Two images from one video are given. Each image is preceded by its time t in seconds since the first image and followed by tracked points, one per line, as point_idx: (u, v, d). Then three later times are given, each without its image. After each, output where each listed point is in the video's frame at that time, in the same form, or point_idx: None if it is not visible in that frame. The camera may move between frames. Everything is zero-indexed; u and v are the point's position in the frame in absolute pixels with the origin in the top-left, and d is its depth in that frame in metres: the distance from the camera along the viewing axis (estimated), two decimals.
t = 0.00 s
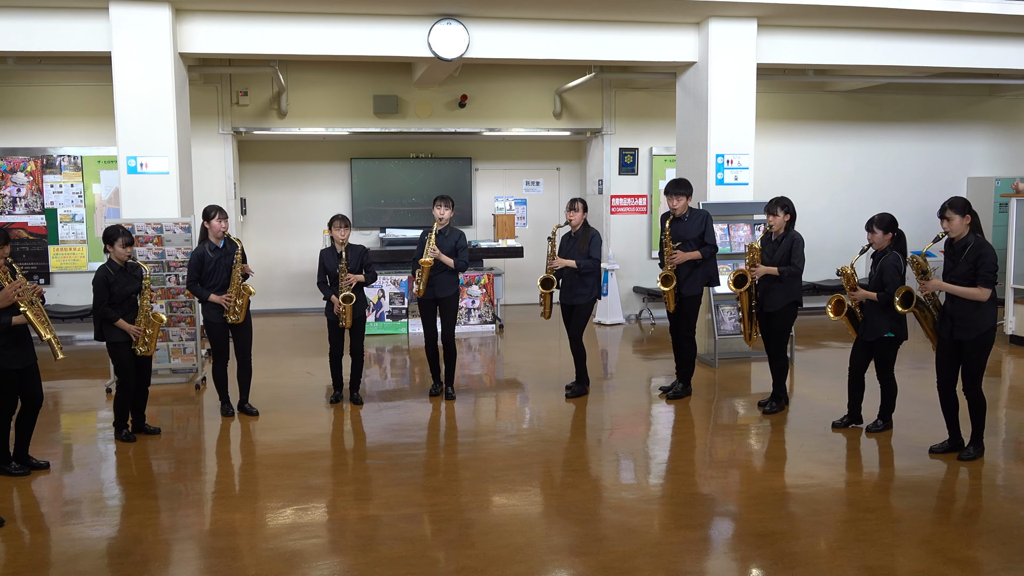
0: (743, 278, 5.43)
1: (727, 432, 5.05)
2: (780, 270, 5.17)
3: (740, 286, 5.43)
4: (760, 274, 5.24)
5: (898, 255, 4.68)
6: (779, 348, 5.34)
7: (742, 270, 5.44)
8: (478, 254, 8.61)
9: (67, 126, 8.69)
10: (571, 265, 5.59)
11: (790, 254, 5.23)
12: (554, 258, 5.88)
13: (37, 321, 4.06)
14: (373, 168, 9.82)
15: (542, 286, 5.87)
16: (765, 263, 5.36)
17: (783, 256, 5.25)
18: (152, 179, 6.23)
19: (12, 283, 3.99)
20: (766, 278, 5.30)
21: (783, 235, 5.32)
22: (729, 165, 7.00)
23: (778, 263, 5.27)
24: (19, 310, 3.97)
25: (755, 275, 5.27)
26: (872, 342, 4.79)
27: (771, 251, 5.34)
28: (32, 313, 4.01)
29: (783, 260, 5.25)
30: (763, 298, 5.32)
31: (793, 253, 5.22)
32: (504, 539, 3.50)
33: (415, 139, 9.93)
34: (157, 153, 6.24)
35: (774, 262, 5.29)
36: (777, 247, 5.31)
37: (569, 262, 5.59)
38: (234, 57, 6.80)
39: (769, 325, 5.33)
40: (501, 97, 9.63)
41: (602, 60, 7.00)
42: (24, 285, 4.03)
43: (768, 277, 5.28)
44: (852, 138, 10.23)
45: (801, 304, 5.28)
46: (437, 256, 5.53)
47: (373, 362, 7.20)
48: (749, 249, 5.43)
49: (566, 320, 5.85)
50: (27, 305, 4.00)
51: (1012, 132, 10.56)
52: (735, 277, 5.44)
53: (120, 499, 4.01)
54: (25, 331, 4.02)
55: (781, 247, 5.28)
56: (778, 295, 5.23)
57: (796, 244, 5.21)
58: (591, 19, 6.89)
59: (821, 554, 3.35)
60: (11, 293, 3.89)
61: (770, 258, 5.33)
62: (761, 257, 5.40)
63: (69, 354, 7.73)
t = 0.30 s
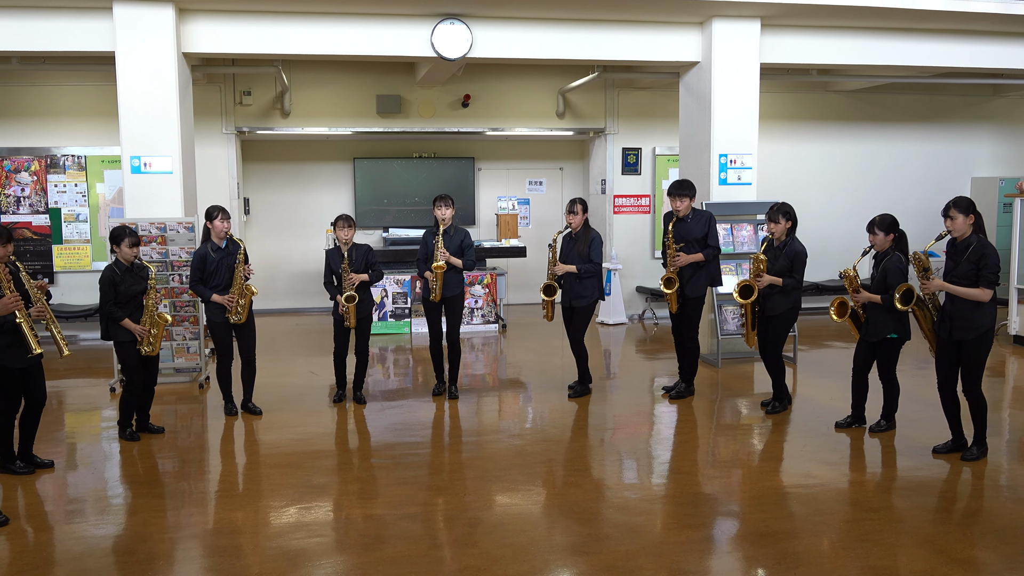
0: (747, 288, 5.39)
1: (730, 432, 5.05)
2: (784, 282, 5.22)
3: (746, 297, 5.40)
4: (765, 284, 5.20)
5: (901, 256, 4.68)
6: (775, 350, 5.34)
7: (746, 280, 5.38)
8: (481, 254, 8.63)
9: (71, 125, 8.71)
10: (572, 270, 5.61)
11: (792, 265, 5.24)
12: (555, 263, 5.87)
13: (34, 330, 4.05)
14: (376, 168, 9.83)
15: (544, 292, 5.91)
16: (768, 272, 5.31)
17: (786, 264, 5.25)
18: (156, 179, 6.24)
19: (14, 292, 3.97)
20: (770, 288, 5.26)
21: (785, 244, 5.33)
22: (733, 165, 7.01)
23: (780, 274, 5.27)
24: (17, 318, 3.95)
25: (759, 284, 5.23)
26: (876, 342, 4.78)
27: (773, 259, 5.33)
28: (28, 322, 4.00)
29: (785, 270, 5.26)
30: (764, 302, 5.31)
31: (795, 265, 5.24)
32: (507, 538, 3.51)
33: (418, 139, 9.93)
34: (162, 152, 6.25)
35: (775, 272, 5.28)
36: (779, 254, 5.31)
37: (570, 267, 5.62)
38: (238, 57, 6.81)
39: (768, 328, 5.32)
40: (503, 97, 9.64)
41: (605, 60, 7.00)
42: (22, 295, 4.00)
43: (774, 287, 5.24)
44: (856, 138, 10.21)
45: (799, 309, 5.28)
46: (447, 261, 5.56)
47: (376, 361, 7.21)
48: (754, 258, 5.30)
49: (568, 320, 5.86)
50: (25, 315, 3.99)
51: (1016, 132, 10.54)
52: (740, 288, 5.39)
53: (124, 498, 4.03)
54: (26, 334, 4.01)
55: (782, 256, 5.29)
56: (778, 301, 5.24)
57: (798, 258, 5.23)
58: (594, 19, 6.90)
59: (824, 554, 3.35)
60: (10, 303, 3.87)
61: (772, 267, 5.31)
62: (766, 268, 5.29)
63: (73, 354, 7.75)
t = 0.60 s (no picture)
0: (760, 295, 5.32)
1: (734, 431, 5.05)
2: (793, 283, 5.21)
3: (760, 304, 5.31)
4: (775, 288, 5.19)
5: (904, 254, 4.67)
6: (778, 350, 5.32)
7: (758, 288, 5.31)
8: (483, 254, 8.64)
9: (74, 125, 8.72)
10: (574, 273, 5.62)
11: (798, 267, 5.26)
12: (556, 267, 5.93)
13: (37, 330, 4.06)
14: (379, 168, 9.83)
15: (548, 299, 5.97)
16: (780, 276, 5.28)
17: (792, 265, 5.27)
18: (159, 179, 6.25)
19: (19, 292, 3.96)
20: (781, 291, 5.24)
21: (788, 246, 5.35)
22: (736, 165, 7.00)
23: (788, 274, 5.27)
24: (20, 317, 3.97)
25: (770, 289, 5.21)
26: (879, 341, 4.77)
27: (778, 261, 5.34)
28: (31, 322, 4.02)
29: (792, 271, 5.27)
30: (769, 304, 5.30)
31: (802, 266, 5.25)
32: (510, 538, 3.51)
33: (422, 138, 9.93)
34: (165, 153, 6.26)
35: (785, 275, 5.28)
36: (784, 253, 5.32)
37: (572, 271, 5.63)
38: (241, 57, 6.81)
39: (772, 330, 5.33)
40: (507, 96, 9.63)
41: (608, 59, 6.99)
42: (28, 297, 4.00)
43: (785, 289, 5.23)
44: (860, 136, 10.19)
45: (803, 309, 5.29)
46: (454, 263, 5.57)
47: (380, 361, 7.22)
48: (768, 265, 5.27)
49: (571, 321, 5.87)
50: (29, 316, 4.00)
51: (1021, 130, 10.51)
52: (753, 295, 5.33)
53: (129, 497, 4.04)
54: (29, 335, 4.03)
55: (787, 256, 5.30)
56: (783, 302, 5.23)
57: (803, 258, 5.24)
58: (597, 18, 6.89)
59: (828, 553, 3.35)
60: (14, 304, 3.84)
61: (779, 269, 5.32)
62: (778, 272, 5.26)
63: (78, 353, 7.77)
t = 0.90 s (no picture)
0: (768, 291, 5.22)
1: (738, 432, 5.04)
2: (801, 276, 5.18)
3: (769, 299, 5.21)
4: (783, 282, 5.17)
5: (907, 254, 4.66)
6: (785, 350, 5.31)
7: (766, 282, 5.20)
8: (487, 254, 8.64)
9: (79, 126, 8.73)
10: (578, 275, 5.62)
11: (804, 258, 5.23)
12: (559, 270, 5.85)
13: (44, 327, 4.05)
14: (383, 167, 9.83)
15: (553, 302, 5.96)
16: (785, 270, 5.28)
17: (798, 258, 5.25)
18: (163, 179, 6.26)
19: (27, 289, 3.96)
20: (789, 285, 5.23)
21: (791, 239, 5.33)
22: (740, 164, 6.98)
23: (794, 266, 5.26)
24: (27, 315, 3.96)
25: (776, 284, 5.21)
26: (883, 341, 4.76)
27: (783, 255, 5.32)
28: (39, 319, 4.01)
29: (797, 261, 5.25)
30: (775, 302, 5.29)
31: (807, 256, 5.22)
32: (514, 538, 3.51)
33: (425, 138, 9.93)
34: (169, 153, 6.27)
35: (791, 268, 5.27)
36: (789, 246, 5.31)
37: (576, 274, 5.63)
38: (245, 57, 6.82)
39: (778, 328, 5.31)
40: (510, 96, 9.63)
41: (612, 59, 6.98)
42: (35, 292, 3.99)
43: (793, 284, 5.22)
44: (864, 136, 10.16)
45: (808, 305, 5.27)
46: (456, 267, 5.58)
47: (383, 361, 7.22)
48: (772, 260, 5.25)
49: (576, 321, 5.86)
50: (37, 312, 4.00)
51: None
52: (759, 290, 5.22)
53: (133, 497, 4.04)
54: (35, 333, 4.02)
55: (793, 249, 5.28)
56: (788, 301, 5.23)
57: (808, 249, 5.22)
58: (601, 18, 6.88)
59: (832, 554, 3.34)
60: (21, 300, 3.84)
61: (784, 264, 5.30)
62: (784, 266, 5.26)
63: (82, 353, 7.79)
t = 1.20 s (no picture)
0: (766, 283, 5.26)
1: (742, 431, 5.03)
2: (802, 270, 5.16)
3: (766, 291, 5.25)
4: (782, 276, 5.17)
5: (911, 252, 4.66)
6: (792, 346, 5.30)
7: (765, 276, 5.24)
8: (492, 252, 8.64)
9: (82, 125, 8.75)
10: (585, 278, 5.61)
11: (806, 251, 5.22)
12: (565, 272, 5.81)
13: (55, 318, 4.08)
14: (387, 166, 9.83)
15: (559, 304, 5.97)
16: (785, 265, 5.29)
17: (800, 253, 5.24)
18: (167, 178, 6.26)
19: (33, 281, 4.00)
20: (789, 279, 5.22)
21: (795, 234, 5.31)
22: (744, 163, 6.97)
23: (796, 260, 5.25)
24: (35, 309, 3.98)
25: (776, 279, 5.20)
26: (887, 340, 4.75)
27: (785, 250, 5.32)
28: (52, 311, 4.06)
29: (799, 256, 5.24)
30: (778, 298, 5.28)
31: (809, 249, 5.21)
32: (518, 537, 3.51)
33: (429, 137, 9.94)
34: (173, 151, 6.27)
35: (791, 262, 5.27)
36: (792, 241, 5.30)
37: (583, 276, 5.62)
38: (249, 56, 6.82)
39: (784, 324, 5.30)
40: (513, 95, 9.61)
41: (616, 57, 6.97)
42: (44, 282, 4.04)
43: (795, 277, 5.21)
44: (868, 134, 10.14)
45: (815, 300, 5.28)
46: (464, 267, 5.58)
47: (387, 360, 7.22)
48: (770, 254, 5.28)
49: (580, 321, 5.86)
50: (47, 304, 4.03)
51: None
52: (758, 284, 5.27)
53: (137, 496, 4.05)
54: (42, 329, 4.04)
55: (795, 243, 5.27)
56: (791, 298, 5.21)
57: (810, 242, 5.21)
58: (605, 16, 6.87)
59: (836, 554, 3.33)
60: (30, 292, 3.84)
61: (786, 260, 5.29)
62: (782, 260, 5.27)
63: (87, 352, 7.80)
